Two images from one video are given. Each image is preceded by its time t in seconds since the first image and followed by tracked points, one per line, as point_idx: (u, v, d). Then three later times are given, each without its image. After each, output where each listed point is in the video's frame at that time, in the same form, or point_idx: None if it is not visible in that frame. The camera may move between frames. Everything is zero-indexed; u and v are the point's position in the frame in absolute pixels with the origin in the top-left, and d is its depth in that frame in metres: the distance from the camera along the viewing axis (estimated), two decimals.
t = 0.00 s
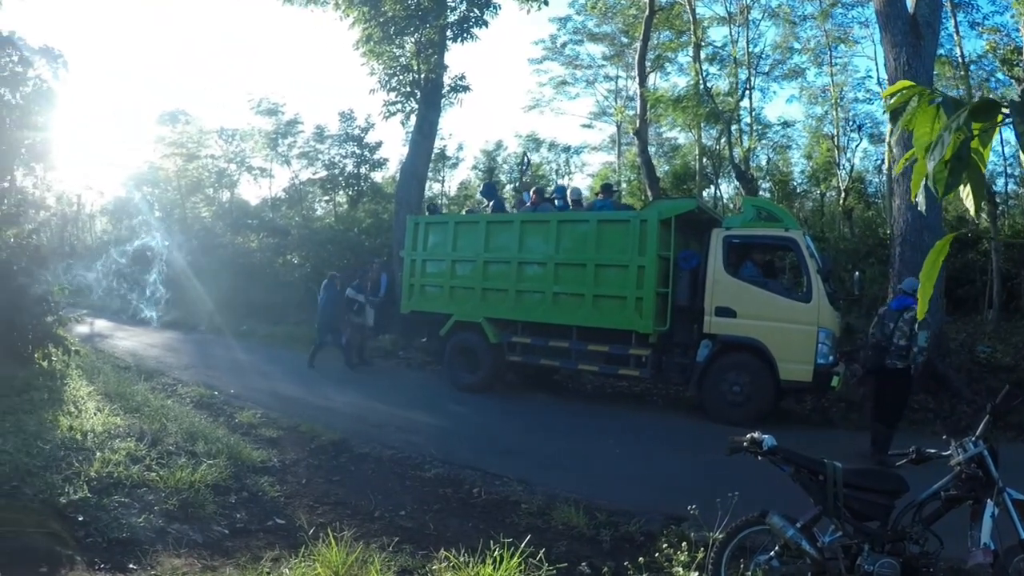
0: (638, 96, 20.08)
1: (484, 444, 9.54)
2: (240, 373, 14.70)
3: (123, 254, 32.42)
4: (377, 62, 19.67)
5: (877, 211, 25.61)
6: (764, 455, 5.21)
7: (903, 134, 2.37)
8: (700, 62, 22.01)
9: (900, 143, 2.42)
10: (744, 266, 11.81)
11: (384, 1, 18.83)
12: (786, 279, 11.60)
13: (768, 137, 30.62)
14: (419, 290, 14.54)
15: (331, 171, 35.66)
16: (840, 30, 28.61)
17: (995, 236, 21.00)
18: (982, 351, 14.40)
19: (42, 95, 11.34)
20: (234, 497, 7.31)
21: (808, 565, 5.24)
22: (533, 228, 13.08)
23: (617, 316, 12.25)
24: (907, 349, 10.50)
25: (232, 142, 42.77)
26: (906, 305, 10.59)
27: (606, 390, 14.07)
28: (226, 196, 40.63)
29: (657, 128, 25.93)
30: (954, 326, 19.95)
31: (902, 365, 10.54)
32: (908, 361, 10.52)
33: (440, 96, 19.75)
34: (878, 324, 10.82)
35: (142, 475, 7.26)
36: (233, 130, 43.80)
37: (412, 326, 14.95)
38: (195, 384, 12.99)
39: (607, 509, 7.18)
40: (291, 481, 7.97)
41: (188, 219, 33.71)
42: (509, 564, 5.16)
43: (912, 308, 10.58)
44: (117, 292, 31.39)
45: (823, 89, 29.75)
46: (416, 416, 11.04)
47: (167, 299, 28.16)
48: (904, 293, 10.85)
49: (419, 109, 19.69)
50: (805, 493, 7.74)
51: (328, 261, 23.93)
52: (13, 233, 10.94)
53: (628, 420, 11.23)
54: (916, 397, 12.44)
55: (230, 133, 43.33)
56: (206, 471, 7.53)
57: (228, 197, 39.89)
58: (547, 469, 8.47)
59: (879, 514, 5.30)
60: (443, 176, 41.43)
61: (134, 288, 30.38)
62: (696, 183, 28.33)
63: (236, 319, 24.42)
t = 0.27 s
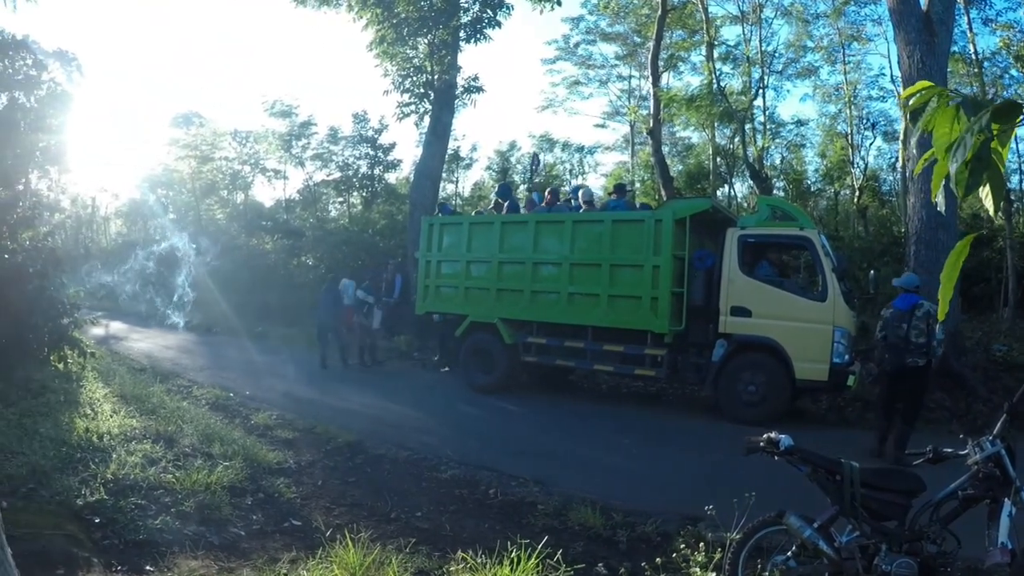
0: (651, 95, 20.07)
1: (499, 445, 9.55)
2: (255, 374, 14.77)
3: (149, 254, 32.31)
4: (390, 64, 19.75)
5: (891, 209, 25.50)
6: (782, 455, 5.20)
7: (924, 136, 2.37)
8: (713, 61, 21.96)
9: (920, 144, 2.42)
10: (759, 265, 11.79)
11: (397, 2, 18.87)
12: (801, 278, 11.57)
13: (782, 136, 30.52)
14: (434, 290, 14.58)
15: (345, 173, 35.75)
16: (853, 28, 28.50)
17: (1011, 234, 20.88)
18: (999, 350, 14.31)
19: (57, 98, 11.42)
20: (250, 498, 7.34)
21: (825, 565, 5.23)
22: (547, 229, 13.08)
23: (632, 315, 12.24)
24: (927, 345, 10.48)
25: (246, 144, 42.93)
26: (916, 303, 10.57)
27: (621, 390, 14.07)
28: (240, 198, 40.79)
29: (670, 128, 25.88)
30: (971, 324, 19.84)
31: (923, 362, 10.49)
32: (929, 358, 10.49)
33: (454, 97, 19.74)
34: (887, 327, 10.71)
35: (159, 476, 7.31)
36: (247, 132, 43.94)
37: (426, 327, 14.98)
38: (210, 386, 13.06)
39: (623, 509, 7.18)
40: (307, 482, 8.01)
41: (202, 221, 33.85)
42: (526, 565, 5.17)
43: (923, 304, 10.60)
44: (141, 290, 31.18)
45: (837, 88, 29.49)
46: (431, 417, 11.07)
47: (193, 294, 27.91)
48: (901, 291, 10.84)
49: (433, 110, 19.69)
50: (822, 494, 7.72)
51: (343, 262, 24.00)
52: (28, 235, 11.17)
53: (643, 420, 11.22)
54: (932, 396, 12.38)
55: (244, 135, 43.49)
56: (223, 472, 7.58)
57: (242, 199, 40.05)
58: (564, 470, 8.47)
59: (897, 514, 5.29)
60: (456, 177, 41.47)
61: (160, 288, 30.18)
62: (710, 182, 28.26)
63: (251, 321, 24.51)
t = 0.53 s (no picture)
0: (662, 95, 20.07)
1: (510, 445, 9.56)
2: (266, 375, 14.81)
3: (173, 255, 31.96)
4: (400, 64, 19.76)
5: (901, 209, 25.44)
6: (792, 455, 5.20)
7: (935, 138, 2.37)
8: (723, 61, 21.92)
9: (931, 145, 2.42)
10: (770, 265, 11.78)
11: (407, 3, 18.91)
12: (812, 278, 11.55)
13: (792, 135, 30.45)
14: (445, 291, 14.60)
15: (355, 173, 35.82)
16: (863, 27, 28.43)
17: None
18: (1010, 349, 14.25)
19: (67, 99, 11.50)
20: (261, 499, 7.38)
21: (836, 566, 5.23)
22: (558, 229, 13.09)
23: (643, 316, 12.24)
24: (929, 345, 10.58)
25: (256, 145, 43.05)
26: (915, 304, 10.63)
27: (631, 390, 14.06)
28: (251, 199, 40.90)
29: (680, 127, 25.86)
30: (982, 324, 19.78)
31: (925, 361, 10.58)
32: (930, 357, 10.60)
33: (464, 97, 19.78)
34: (890, 331, 10.65)
35: (170, 477, 7.34)
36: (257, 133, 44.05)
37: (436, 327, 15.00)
38: (221, 386, 13.11)
39: (634, 510, 7.19)
40: (318, 483, 8.04)
41: (213, 222, 34.00)
42: (537, 566, 5.18)
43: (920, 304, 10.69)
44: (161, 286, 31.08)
45: (847, 87, 29.40)
46: (441, 417, 11.09)
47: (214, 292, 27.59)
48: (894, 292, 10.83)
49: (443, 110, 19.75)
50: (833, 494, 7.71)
51: (353, 262, 24.05)
52: (38, 236, 11.24)
53: (653, 420, 11.22)
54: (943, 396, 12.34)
55: (254, 135, 43.60)
56: (234, 473, 7.61)
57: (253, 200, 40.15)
58: (574, 470, 8.48)
59: (908, 514, 5.28)
60: (466, 177, 41.52)
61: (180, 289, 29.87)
62: (720, 182, 28.22)
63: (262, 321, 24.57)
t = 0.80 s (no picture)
0: (669, 96, 20.04)
1: (517, 446, 9.57)
2: (273, 375, 14.85)
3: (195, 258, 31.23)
4: (407, 65, 19.74)
5: (908, 210, 25.41)
6: (799, 456, 5.20)
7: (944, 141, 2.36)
8: (730, 61, 21.89)
9: (941, 148, 2.41)
10: (777, 266, 11.76)
11: (414, 4, 18.93)
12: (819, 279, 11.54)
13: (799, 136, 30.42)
14: (452, 291, 14.62)
15: (362, 174, 35.87)
16: (871, 28, 28.38)
17: None
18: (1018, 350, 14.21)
19: (74, 100, 11.55)
20: (268, 500, 7.40)
21: (844, 567, 5.23)
22: (565, 230, 13.08)
23: (650, 317, 12.24)
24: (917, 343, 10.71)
25: (263, 145, 43.12)
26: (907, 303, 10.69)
27: (638, 391, 14.06)
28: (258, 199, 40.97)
29: (687, 128, 25.83)
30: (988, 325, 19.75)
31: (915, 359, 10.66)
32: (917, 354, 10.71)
33: (471, 98, 19.82)
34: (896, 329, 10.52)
35: (176, 478, 7.35)
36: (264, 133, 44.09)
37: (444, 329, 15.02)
38: (228, 387, 13.14)
39: (641, 511, 7.19)
40: (325, 484, 8.05)
41: (220, 222, 34.11)
42: (545, 567, 5.19)
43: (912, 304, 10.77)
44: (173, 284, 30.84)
45: (854, 88, 29.36)
46: (448, 418, 11.11)
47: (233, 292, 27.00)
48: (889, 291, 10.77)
49: (450, 111, 19.76)
50: (841, 495, 7.70)
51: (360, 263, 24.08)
52: (46, 237, 11.18)
53: (660, 421, 11.22)
54: (951, 397, 12.30)
55: (261, 136, 43.64)
56: (241, 474, 7.62)
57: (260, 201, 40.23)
58: (582, 472, 8.47)
59: (915, 516, 5.26)
60: (473, 178, 41.56)
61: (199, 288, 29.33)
62: (728, 183, 28.18)
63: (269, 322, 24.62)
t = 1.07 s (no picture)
0: (671, 94, 20.02)
1: (519, 444, 9.57)
2: (274, 373, 14.85)
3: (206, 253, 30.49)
4: (409, 63, 19.80)
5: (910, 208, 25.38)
6: (802, 455, 5.19)
7: (948, 141, 2.36)
8: (732, 59, 21.87)
9: (946, 148, 2.40)
10: (780, 265, 11.76)
11: (416, 1, 18.93)
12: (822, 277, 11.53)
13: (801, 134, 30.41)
14: (454, 289, 14.62)
15: (364, 171, 35.87)
16: (873, 26, 28.37)
17: None
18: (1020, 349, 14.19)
19: (76, 96, 11.58)
20: (270, 497, 7.40)
21: (845, 566, 5.22)
22: (567, 228, 13.08)
23: (652, 315, 12.24)
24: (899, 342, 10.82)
25: (264, 142, 43.08)
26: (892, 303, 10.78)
27: (640, 389, 14.05)
28: (259, 196, 40.93)
29: (690, 126, 25.81)
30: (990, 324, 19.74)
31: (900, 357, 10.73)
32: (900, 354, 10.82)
33: (473, 95, 19.84)
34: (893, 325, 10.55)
35: (178, 475, 7.35)
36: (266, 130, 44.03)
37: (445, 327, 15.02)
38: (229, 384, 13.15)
39: (643, 509, 7.19)
40: (327, 481, 8.05)
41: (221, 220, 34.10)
42: (546, 565, 5.18)
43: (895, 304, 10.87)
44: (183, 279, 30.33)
45: (856, 86, 29.33)
46: (449, 416, 11.10)
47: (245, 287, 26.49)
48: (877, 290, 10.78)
49: (452, 109, 19.76)
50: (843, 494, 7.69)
51: (361, 260, 24.06)
52: (48, 234, 10.98)
53: (662, 419, 11.21)
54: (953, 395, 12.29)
55: (262, 133, 43.59)
56: (243, 472, 7.61)
57: (262, 198, 40.18)
58: (584, 470, 8.46)
59: (917, 514, 5.26)
60: (475, 176, 41.56)
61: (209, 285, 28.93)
62: (730, 181, 28.16)
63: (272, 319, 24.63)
